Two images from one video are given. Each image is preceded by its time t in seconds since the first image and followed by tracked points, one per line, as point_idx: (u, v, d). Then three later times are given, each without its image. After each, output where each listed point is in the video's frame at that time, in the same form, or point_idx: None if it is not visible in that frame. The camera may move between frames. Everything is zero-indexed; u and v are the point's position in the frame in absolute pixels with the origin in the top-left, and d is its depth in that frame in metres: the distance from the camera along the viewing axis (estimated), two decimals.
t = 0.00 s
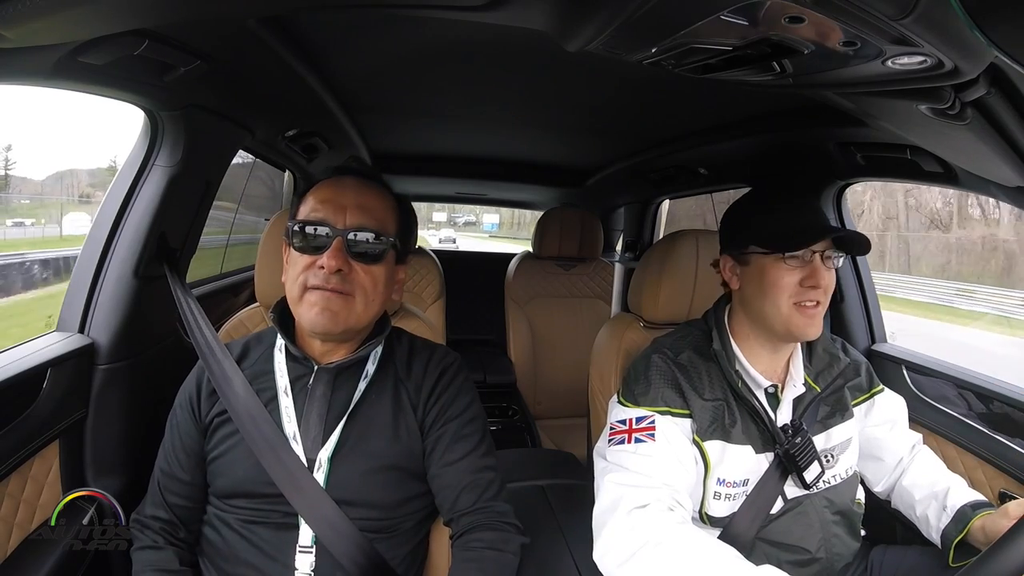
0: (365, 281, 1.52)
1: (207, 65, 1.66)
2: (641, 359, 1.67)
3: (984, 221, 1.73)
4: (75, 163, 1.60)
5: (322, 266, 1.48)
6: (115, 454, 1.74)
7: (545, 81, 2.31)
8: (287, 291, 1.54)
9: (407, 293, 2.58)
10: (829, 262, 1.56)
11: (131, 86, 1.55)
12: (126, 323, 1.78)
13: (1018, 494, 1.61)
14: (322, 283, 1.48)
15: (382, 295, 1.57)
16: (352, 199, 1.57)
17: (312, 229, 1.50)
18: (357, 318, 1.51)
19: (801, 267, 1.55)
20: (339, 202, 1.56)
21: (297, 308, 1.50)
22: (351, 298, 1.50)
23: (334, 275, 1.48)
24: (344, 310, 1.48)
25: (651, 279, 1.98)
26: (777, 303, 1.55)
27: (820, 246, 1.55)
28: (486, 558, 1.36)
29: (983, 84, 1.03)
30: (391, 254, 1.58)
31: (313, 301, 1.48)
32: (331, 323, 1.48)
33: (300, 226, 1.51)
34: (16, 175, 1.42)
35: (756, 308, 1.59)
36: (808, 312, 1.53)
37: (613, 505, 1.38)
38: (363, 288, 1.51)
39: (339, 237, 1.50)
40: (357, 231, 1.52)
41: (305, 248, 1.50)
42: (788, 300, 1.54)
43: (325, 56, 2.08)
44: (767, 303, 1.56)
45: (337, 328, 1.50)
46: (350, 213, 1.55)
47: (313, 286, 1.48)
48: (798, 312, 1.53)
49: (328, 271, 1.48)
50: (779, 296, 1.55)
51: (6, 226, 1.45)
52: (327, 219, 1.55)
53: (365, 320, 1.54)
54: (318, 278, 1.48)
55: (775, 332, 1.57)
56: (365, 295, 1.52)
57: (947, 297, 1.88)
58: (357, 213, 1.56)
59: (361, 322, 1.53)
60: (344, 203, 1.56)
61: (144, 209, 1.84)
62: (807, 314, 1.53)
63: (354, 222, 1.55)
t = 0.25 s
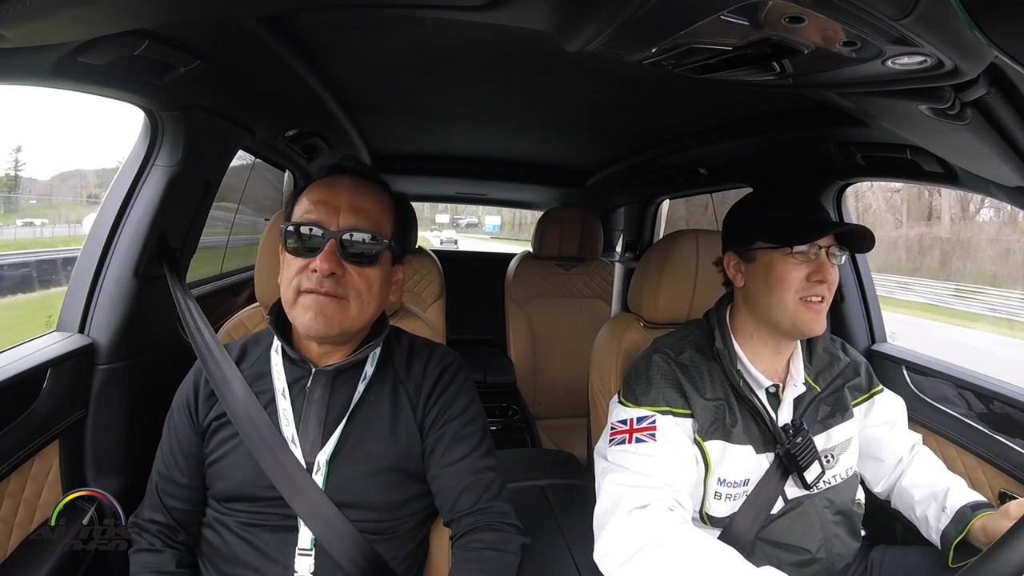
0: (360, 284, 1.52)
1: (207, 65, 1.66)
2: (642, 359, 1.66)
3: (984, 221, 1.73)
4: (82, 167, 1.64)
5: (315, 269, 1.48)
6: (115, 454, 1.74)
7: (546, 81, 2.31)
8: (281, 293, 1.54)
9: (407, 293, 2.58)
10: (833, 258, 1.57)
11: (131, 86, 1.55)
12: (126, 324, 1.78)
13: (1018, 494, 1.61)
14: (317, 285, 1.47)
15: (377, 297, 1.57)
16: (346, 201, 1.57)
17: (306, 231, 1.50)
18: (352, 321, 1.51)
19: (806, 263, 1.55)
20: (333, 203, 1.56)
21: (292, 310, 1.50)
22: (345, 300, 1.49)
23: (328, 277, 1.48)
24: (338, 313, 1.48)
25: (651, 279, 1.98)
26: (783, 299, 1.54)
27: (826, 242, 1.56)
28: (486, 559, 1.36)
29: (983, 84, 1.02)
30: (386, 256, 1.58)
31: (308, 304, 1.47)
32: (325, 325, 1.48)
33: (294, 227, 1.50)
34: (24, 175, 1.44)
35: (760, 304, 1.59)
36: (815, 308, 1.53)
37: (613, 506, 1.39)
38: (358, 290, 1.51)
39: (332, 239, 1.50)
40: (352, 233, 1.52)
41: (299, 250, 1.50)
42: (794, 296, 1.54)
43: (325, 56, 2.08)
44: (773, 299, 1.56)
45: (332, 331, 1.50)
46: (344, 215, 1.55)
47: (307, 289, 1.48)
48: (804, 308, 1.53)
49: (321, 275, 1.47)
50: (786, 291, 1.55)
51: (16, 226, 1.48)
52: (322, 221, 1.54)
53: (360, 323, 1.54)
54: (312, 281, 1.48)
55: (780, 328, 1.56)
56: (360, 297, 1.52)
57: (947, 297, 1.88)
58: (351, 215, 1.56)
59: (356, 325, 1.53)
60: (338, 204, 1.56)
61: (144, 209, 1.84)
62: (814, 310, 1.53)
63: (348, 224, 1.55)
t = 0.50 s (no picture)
0: (363, 281, 1.52)
1: (207, 65, 1.66)
2: (644, 359, 1.66)
3: (985, 221, 1.72)
4: (88, 165, 1.66)
5: (319, 265, 1.48)
6: (114, 454, 1.74)
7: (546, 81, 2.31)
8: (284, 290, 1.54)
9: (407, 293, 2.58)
10: (830, 257, 1.57)
11: (131, 86, 1.55)
12: (127, 323, 1.78)
13: (1017, 494, 1.61)
14: (320, 282, 1.47)
15: (379, 294, 1.57)
16: (349, 198, 1.57)
17: (310, 228, 1.50)
18: (355, 317, 1.51)
19: (803, 262, 1.55)
20: (336, 201, 1.56)
21: (294, 306, 1.50)
22: (348, 296, 1.50)
23: (331, 274, 1.48)
24: (341, 309, 1.48)
25: (651, 279, 1.98)
26: (782, 298, 1.55)
27: (822, 241, 1.56)
28: (486, 559, 1.36)
29: (983, 84, 1.02)
30: (389, 253, 1.58)
31: (311, 300, 1.48)
32: (328, 321, 1.48)
33: (298, 224, 1.50)
34: (31, 175, 1.45)
35: (759, 304, 1.58)
36: (813, 307, 1.53)
37: (615, 506, 1.39)
38: (361, 286, 1.51)
39: (335, 236, 1.50)
40: (356, 230, 1.52)
41: (303, 246, 1.50)
42: (792, 295, 1.54)
43: (325, 56, 2.08)
44: (772, 298, 1.56)
45: (335, 327, 1.50)
46: (348, 212, 1.55)
47: (310, 285, 1.48)
48: (803, 307, 1.53)
49: (325, 271, 1.48)
50: (784, 291, 1.55)
51: (24, 225, 1.50)
52: (325, 218, 1.54)
53: (363, 319, 1.54)
54: (315, 277, 1.48)
55: (780, 328, 1.56)
56: (362, 294, 1.52)
57: (946, 297, 1.88)
58: (355, 212, 1.56)
59: (359, 321, 1.53)
60: (341, 202, 1.56)
61: (144, 209, 1.85)
62: (812, 309, 1.53)
63: (352, 221, 1.55)
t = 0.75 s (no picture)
0: (363, 283, 1.52)
1: (206, 65, 1.66)
2: (647, 360, 1.66)
3: (985, 221, 1.72)
4: (93, 163, 1.69)
5: (319, 269, 1.48)
6: (114, 454, 1.74)
7: (546, 81, 2.31)
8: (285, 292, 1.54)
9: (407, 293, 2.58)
10: (835, 258, 1.57)
11: (131, 86, 1.55)
12: (127, 324, 1.78)
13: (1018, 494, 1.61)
14: (321, 285, 1.47)
15: (381, 296, 1.57)
16: (349, 201, 1.57)
17: (310, 232, 1.50)
18: (356, 320, 1.51)
19: (807, 264, 1.56)
20: (336, 203, 1.56)
21: (295, 309, 1.50)
22: (349, 299, 1.49)
23: (332, 277, 1.48)
24: (342, 312, 1.48)
25: (651, 279, 1.98)
26: (786, 299, 1.54)
27: (827, 242, 1.56)
28: (486, 559, 1.36)
29: (983, 84, 1.02)
30: (389, 256, 1.58)
31: (311, 303, 1.48)
32: (329, 324, 1.48)
33: (299, 228, 1.50)
34: (39, 173, 1.47)
35: (763, 305, 1.59)
36: (817, 309, 1.53)
37: (618, 507, 1.38)
38: (361, 289, 1.51)
39: (335, 239, 1.50)
40: (356, 233, 1.52)
41: (304, 250, 1.50)
42: (797, 297, 1.54)
43: (326, 55, 2.08)
44: (777, 300, 1.56)
45: (336, 330, 1.50)
46: (348, 215, 1.55)
47: (311, 289, 1.48)
48: (807, 308, 1.53)
49: (326, 275, 1.48)
50: (789, 292, 1.55)
51: (32, 222, 1.52)
52: (325, 221, 1.54)
53: (365, 320, 1.54)
54: (316, 280, 1.48)
55: (784, 329, 1.56)
56: (363, 297, 1.52)
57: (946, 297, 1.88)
58: (355, 216, 1.56)
59: (361, 322, 1.53)
60: (342, 204, 1.56)
61: (144, 209, 1.85)
62: (816, 310, 1.53)
63: (352, 224, 1.55)
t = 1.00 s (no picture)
0: (351, 280, 1.51)
1: (206, 64, 1.66)
2: (652, 359, 1.66)
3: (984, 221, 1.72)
4: (96, 164, 1.70)
5: (307, 267, 1.48)
6: (114, 454, 1.74)
7: (546, 81, 2.31)
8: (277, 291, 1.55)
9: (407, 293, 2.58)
10: (833, 258, 1.57)
11: (131, 86, 1.56)
12: (126, 324, 1.78)
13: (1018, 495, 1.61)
14: (308, 283, 1.47)
15: (371, 293, 1.56)
16: (336, 198, 1.56)
17: (296, 230, 1.50)
18: (345, 317, 1.51)
19: (806, 265, 1.56)
20: (325, 201, 1.56)
21: (285, 308, 1.50)
22: (337, 296, 1.49)
23: (318, 275, 1.48)
24: (330, 309, 1.48)
25: (651, 279, 1.98)
26: (786, 301, 1.54)
27: (825, 242, 1.56)
28: (486, 559, 1.36)
29: (983, 84, 1.02)
30: (378, 252, 1.57)
31: (299, 301, 1.48)
32: (317, 321, 1.48)
33: (286, 227, 1.51)
34: (44, 174, 1.48)
35: (763, 307, 1.59)
36: (817, 309, 1.53)
37: (644, 493, 1.32)
38: (349, 286, 1.51)
39: (322, 237, 1.50)
40: (342, 230, 1.51)
41: (292, 249, 1.50)
42: (797, 298, 1.54)
43: (326, 56, 2.08)
44: (776, 302, 1.56)
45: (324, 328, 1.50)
46: (335, 212, 1.55)
47: (298, 287, 1.48)
48: (807, 309, 1.53)
49: (312, 272, 1.48)
50: (789, 294, 1.55)
51: (37, 222, 1.54)
52: (314, 219, 1.55)
53: (355, 318, 1.54)
54: (303, 278, 1.48)
55: (785, 331, 1.56)
56: (352, 294, 1.52)
57: (946, 297, 1.88)
58: (342, 212, 1.56)
59: (350, 320, 1.53)
60: (329, 202, 1.56)
61: (144, 209, 1.85)
62: (816, 311, 1.53)
63: (339, 221, 1.55)
